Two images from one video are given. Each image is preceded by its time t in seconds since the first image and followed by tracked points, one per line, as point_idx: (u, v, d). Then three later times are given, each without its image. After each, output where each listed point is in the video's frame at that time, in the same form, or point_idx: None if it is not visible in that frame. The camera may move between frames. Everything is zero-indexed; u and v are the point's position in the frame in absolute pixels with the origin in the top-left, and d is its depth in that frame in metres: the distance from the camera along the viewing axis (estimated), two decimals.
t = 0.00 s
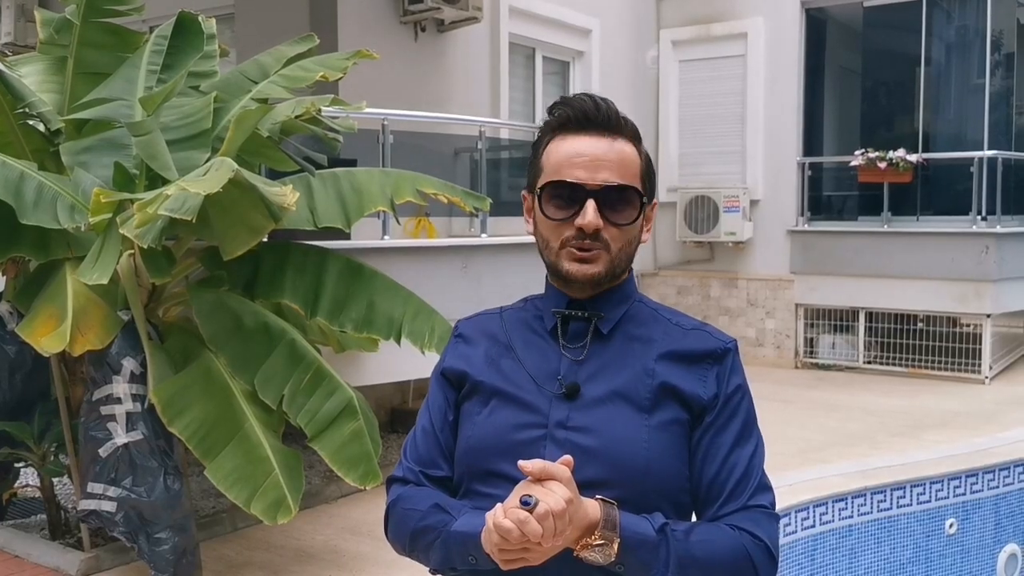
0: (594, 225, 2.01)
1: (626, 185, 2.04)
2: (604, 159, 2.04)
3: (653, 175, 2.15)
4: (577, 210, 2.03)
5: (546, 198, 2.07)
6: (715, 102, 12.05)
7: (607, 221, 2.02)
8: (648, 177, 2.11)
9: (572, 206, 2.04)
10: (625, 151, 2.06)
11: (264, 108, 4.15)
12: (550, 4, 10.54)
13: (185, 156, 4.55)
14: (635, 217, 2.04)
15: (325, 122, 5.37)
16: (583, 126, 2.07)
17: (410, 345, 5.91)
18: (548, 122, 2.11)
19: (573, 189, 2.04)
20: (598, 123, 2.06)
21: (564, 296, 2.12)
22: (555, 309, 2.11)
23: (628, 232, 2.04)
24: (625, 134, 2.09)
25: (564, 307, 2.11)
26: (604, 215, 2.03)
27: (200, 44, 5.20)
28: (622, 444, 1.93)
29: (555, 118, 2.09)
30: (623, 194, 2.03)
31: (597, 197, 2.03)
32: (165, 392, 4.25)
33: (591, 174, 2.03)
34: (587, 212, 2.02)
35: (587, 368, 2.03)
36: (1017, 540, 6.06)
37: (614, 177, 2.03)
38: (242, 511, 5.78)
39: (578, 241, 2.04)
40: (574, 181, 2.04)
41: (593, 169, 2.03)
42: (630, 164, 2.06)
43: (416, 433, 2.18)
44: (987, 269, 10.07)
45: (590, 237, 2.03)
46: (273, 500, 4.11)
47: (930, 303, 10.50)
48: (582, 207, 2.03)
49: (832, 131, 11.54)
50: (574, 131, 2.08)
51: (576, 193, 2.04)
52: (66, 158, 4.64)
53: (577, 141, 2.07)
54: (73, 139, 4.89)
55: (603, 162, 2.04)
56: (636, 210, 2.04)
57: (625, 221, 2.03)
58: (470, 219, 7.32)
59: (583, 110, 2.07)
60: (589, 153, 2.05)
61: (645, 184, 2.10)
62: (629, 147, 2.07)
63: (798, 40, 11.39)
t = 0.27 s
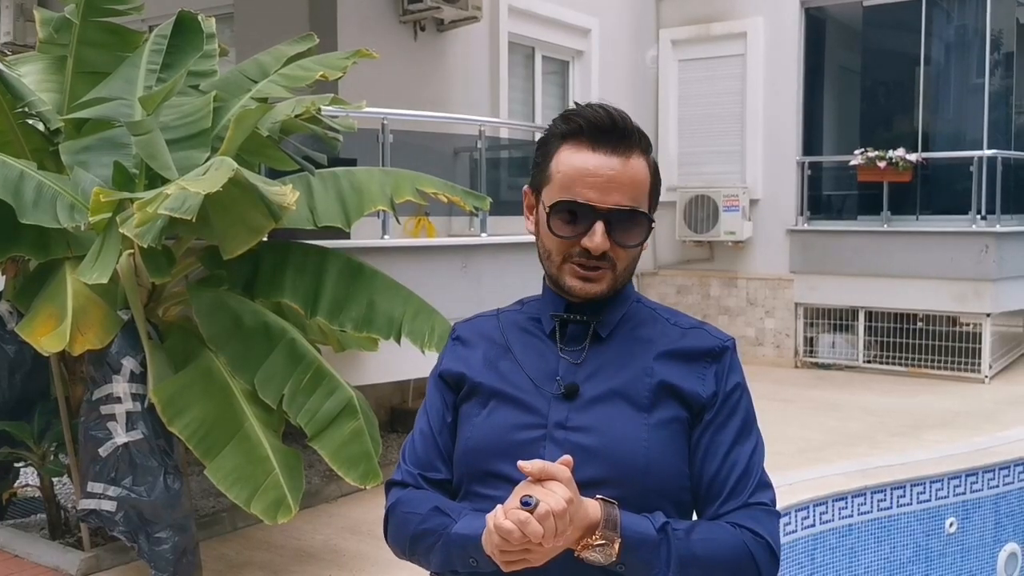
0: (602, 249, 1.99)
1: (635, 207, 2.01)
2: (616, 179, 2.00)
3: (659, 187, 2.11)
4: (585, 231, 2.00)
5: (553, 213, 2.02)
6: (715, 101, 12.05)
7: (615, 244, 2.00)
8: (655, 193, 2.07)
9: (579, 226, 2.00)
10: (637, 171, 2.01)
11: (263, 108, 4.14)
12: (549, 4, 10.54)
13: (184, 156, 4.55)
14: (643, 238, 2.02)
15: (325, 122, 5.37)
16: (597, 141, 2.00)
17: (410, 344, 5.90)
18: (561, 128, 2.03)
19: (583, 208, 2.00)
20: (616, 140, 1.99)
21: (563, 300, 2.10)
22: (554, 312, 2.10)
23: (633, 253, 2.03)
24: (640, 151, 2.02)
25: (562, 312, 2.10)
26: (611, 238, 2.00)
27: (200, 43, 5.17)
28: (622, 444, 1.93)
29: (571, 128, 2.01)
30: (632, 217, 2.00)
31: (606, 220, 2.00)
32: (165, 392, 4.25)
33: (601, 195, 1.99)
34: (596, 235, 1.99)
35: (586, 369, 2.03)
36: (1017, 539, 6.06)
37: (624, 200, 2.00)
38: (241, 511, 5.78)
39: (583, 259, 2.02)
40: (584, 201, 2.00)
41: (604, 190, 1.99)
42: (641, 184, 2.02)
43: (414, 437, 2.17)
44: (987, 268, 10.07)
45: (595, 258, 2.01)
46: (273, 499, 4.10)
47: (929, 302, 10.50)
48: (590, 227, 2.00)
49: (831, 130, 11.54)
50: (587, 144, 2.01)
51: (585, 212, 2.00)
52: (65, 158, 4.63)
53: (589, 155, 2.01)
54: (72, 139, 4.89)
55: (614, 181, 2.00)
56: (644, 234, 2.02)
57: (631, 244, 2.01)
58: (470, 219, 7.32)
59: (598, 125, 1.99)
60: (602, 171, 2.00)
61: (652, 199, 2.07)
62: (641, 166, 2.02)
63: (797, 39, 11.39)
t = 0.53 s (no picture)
0: (603, 244, 1.99)
1: (636, 202, 2.01)
2: (616, 174, 2.00)
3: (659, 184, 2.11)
4: (586, 225, 2.00)
5: (554, 207, 2.02)
6: (715, 100, 12.05)
7: (617, 240, 2.00)
8: (656, 188, 2.07)
9: (580, 221, 2.00)
10: (638, 166, 2.01)
11: (264, 106, 4.14)
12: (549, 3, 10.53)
13: (184, 154, 4.55)
14: (644, 234, 2.02)
15: (325, 121, 5.37)
16: (598, 135, 2.00)
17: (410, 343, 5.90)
18: (561, 123, 2.03)
19: (583, 202, 2.00)
20: (616, 135, 1.99)
21: (563, 298, 2.10)
22: (554, 311, 2.09)
23: (634, 249, 2.03)
24: (641, 146, 2.02)
25: (563, 309, 2.10)
26: (613, 233, 1.99)
27: (200, 42, 5.17)
28: (624, 441, 1.93)
29: (572, 122, 2.01)
30: (633, 212, 2.00)
31: (608, 214, 1.99)
32: (164, 391, 4.24)
33: (602, 190, 1.99)
34: (597, 230, 1.98)
35: (587, 367, 2.02)
36: (1017, 538, 6.06)
37: (626, 195, 2.00)
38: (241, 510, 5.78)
39: (585, 254, 2.02)
40: (584, 194, 2.00)
41: (605, 185, 1.99)
42: (641, 179, 2.02)
43: (414, 437, 2.16)
44: (987, 268, 10.07)
45: (596, 253, 2.01)
46: (273, 498, 4.10)
47: (929, 301, 10.50)
48: (591, 223, 1.99)
49: (831, 130, 11.54)
50: (588, 138, 2.01)
51: (586, 207, 2.00)
52: (65, 157, 4.63)
53: (590, 150, 2.01)
54: (72, 137, 4.88)
55: (615, 176, 2.00)
56: (646, 229, 2.01)
57: (633, 240, 2.01)
58: (469, 217, 7.30)
59: (600, 119, 1.99)
60: (603, 166, 2.00)
61: (654, 195, 2.07)
62: (642, 161, 2.02)
63: (797, 38, 11.39)
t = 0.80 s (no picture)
0: (602, 240, 1.99)
1: (635, 198, 2.01)
2: (616, 170, 2.00)
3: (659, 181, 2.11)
4: (585, 222, 2.00)
5: (553, 203, 2.02)
6: (712, 100, 12.06)
7: (616, 236, 2.00)
8: (656, 186, 2.07)
9: (580, 217, 2.00)
10: (638, 162, 2.01)
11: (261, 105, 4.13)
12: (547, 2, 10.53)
13: (181, 154, 4.55)
14: (644, 230, 2.02)
15: (323, 120, 5.36)
16: (597, 132, 2.00)
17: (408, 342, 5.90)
18: (559, 121, 2.03)
19: (582, 199, 2.00)
20: (616, 131, 1.98)
21: (562, 297, 2.10)
22: (553, 310, 2.09)
23: (634, 244, 2.03)
24: (641, 142, 2.02)
25: (562, 308, 2.09)
26: (612, 229, 1.99)
27: (197, 41, 5.16)
28: (624, 441, 1.93)
29: (571, 118, 2.01)
30: (633, 208, 2.00)
31: (607, 211, 1.99)
32: (162, 390, 4.24)
33: (602, 185, 1.99)
34: (597, 226, 1.98)
35: (586, 367, 2.02)
36: (1014, 537, 6.07)
37: (625, 190, 2.00)
38: (239, 509, 5.77)
39: (583, 251, 2.02)
40: (582, 192, 2.00)
41: (604, 181, 1.99)
42: (641, 175, 2.02)
43: (412, 437, 2.16)
44: (984, 266, 10.09)
45: (596, 250, 2.01)
46: (271, 498, 4.10)
47: (926, 300, 10.52)
48: (590, 219, 1.99)
49: (828, 129, 11.56)
50: (587, 135, 2.01)
51: (586, 203, 2.00)
52: (62, 156, 4.64)
53: (589, 147, 2.01)
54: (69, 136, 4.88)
55: (614, 172, 2.00)
56: (646, 225, 2.01)
57: (633, 236, 2.01)
58: (467, 217, 7.27)
59: (599, 115, 1.99)
60: (602, 162, 2.00)
61: (653, 191, 2.07)
62: (641, 157, 2.02)
63: (794, 38, 11.40)
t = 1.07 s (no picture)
0: (602, 241, 1.99)
1: (635, 198, 2.01)
2: (615, 170, 2.00)
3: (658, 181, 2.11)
4: (585, 222, 2.00)
5: (553, 204, 2.02)
6: (710, 99, 12.06)
7: (616, 237, 2.00)
8: (655, 185, 2.07)
9: (579, 218, 2.00)
10: (637, 162, 2.01)
11: (258, 103, 4.13)
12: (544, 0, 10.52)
13: (179, 152, 4.54)
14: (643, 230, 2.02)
15: (320, 118, 5.36)
16: (596, 132, 2.00)
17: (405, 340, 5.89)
18: (559, 121, 2.03)
19: (582, 199, 2.00)
20: (615, 131, 1.98)
21: (562, 297, 2.09)
22: (554, 309, 2.09)
23: (634, 245, 2.03)
24: (640, 142, 2.02)
25: (561, 308, 2.09)
26: (612, 230, 2.00)
27: (193, 38, 5.10)
28: (624, 441, 1.93)
29: (569, 118, 2.01)
30: (632, 208, 2.00)
31: (606, 211, 1.99)
32: (159, 389, 4.24)
33: (601, 185, 1.99)
34: (596, 226, 1.98)
35: (587, 367, 2.02)
36: (1011, 535, 6.08)
37: (624, 190, 2.00)
38: (236, 508, 5.77)
39: (583, 252, 2.02)
40: (582, 192, 2.00)
41: (603, 181, 1.99)
42: (640, 175, 2.02)
43: (412, 435, 2.16)
44: (980, 265, 10.11)
45: (596, 250, 2.01)
46: (268, 497, 4.10)
47: (923, 299, 10.54)
48: (590, 220, 1.99)
49: (825, 128, 11.56)
50: (586, 135, 2.00)
51: (586, 204, 2.00)
52: (58, 154, 4.63)
53: (588, 147, 2.01)
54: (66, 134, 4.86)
55: (614, 172, 2.00)
56: (645, 225, 2.02)
57: (633, 236, 2.01)
58: (464, 216, 7.27)
59: (598, 115, 1.99)
60: (601, 163, 2.00)
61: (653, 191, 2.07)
62: (641, 156, 2.02)
63: (791, 37, 11.40)
